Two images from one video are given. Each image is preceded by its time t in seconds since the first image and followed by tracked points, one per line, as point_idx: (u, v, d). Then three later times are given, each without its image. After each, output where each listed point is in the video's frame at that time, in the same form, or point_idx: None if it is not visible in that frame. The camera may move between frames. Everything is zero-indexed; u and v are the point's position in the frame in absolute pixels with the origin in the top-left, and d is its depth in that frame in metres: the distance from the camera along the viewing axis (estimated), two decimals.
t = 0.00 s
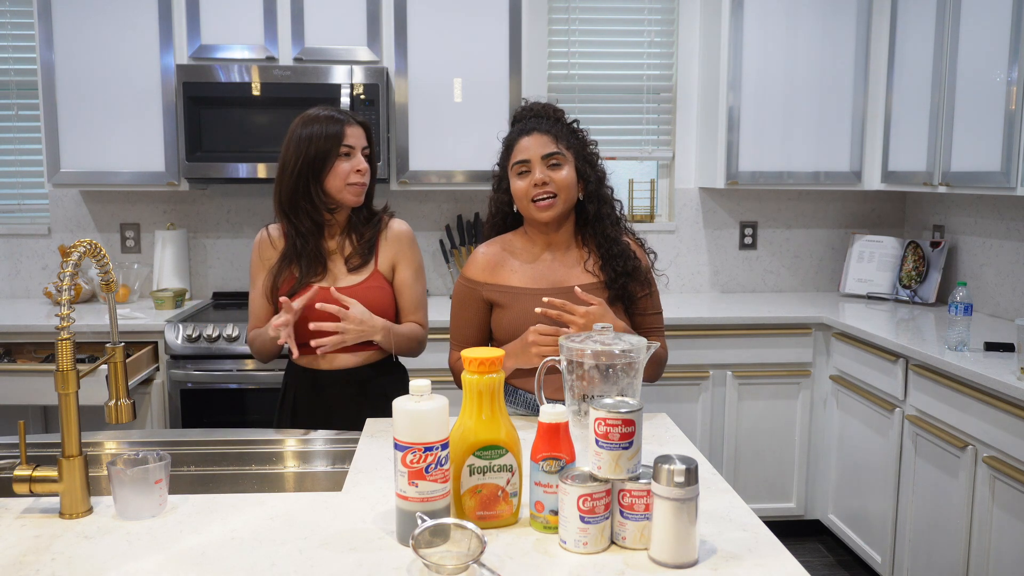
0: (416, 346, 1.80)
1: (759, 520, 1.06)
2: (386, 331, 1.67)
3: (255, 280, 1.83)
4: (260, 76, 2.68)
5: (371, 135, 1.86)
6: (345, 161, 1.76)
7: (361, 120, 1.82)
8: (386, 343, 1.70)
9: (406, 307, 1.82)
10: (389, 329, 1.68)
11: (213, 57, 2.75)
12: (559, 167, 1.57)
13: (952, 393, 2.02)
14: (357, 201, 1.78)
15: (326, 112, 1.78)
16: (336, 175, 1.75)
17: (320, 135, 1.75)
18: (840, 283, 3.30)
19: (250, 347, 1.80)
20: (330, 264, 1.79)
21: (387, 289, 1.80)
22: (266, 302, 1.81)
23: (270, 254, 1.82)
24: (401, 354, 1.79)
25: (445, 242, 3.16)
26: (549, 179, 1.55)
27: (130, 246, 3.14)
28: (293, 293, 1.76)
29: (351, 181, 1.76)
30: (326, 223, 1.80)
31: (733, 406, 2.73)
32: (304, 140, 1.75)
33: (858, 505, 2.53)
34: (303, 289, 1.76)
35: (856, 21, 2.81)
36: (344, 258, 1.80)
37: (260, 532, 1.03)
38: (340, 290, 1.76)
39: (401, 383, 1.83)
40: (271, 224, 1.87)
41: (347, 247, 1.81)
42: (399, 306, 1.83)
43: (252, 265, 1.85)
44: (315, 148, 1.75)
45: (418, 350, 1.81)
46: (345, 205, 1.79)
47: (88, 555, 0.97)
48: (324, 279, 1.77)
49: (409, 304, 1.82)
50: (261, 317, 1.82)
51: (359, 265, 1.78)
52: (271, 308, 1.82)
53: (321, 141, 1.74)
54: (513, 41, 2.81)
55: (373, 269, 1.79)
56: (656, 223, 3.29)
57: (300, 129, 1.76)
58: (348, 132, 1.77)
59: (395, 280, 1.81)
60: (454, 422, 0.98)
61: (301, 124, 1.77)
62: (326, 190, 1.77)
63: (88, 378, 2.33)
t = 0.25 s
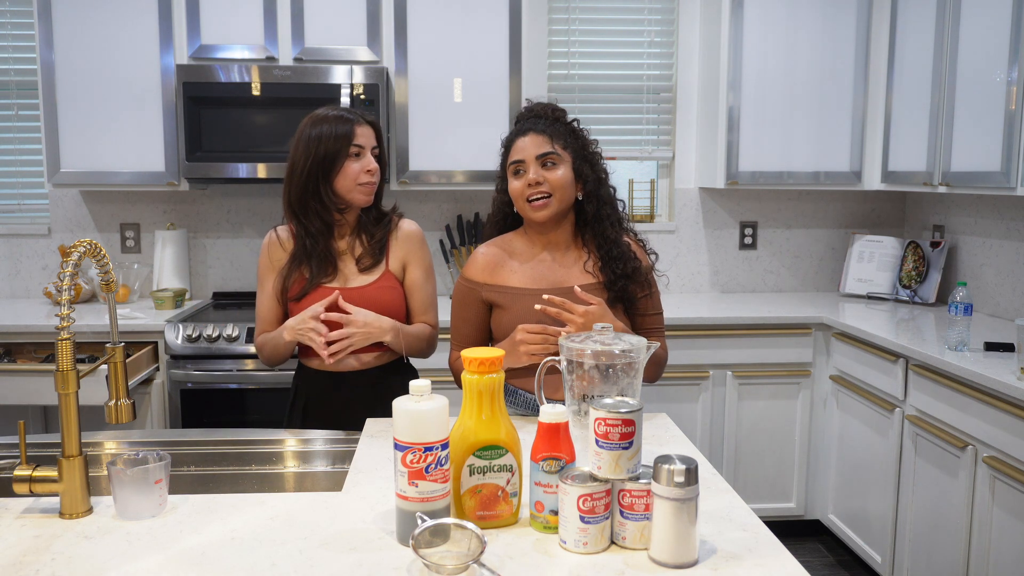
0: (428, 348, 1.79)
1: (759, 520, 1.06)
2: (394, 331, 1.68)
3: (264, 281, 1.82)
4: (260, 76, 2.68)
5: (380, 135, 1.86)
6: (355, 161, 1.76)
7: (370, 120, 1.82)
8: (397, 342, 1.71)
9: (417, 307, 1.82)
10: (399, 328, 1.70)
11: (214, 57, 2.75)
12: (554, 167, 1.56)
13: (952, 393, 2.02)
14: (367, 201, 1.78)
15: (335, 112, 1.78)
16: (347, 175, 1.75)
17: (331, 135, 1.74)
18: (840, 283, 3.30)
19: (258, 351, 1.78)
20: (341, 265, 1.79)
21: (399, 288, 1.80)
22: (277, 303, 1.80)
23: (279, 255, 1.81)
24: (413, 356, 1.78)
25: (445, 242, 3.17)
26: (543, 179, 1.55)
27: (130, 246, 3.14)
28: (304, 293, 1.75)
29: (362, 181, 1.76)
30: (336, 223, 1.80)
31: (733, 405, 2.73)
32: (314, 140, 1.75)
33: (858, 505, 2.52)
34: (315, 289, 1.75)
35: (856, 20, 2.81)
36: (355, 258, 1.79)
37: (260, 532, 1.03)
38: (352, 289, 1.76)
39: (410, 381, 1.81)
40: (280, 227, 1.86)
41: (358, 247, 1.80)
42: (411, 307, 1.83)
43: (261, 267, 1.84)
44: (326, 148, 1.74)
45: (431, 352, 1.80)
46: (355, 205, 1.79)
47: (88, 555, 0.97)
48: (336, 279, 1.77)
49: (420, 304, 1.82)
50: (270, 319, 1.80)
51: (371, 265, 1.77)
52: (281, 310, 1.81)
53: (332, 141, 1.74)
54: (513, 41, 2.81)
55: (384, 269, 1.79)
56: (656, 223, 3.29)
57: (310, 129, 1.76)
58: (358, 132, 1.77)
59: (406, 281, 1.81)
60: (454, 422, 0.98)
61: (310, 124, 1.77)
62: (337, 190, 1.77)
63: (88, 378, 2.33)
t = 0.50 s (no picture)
0: (445, 348, 1.78)
1: (760, 520, 1.06)
2: (402, 322, 1.64)
3: (274, 280, 1.80)
4: (260, 76, 2.68)
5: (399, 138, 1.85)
6: (376, 164, 1.75)
7: (391, 123, 1.81)
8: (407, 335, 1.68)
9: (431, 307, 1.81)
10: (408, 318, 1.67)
11: (214, 57, 2.75)
12: (572, 155, 1.51)
13: (952, 393, 2.01)
14: (386, 205, 1.78)
15: (357, 113, 1.77)
16: (368, 178, 1.74)
17: (354, 137, 1.73)
18: (839, 283, 3.30)
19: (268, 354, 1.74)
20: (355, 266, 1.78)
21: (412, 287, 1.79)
22: (288, 303, 1.78)
23: (292, 254, 1.79)
24: (427, 355, 1.76)
25: (445, 242, 3.16)
26: (558, 167, 1.53)
27: (130, 246, 3.14)
28: (317, 293, 1.73)
29: (382, 186, 1.75)
30: (352, 224, 1.79)
31: (733, 405, 2.73)
32: (336, 141, 1.73)
33: (858, 505, 2.52)
34: (328, 289, 1.73)
35: (856, 21, 2.81)
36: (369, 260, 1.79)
37: (260, 532, 1.03)
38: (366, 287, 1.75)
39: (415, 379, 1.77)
40: (292, 226, 1.85)
41: (372, 249, 1.80)
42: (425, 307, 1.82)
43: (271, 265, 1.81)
44: (347, 149, 1.73)
45: (445, 352, 1.79)
46: (374, 207, 1.78)
47: (88, 555, 0.97)
48: (350, 280, 1.76)
49: (433, 305, 1.81)
50: (280, 318, 1.78)
51: (386, 267, 1.77)
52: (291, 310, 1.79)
53: (354, 143, 1.73)
54: (513, 41, 2.81)
55: (399, 270, 1.79)
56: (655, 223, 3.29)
57: (331, 129, 1.74)
58: (382, 135, 1.75)
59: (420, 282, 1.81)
60: (454, 422, 0.98)
61: (330, 123, 1.76)
62: (356, 192, 1.76)
63: (88, 378, 2.33)
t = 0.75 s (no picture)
0: (446, 348, 1.78)
1: (760, 520, 1.06)
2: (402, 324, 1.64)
3: (276, 280, 1.80)
4: (260, 76, 2.68)
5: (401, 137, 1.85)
6: (379, 164, 1.75)
7: (394, 122, 1.81)
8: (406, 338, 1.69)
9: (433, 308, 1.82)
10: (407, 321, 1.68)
11: (214, 57, 2.75)
12: (586, 163, 1.48)
13: (952, 393, 2.02)
14: (388, 205, 1.78)
15: (359, 112, 1.76)
16: (371, 178, 1.74)
17: (357, 137, 1.73)
18: (839, 283, 3.30)
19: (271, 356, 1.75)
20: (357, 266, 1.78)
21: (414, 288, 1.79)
22: (290, 303, 1.78)
23: (295, 254, 1.79)
24: (429, 355, 1.76)
25: (445, 242, 3.17)
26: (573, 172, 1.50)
27: (130, 246, 3.14)
28: (319, 293, 1.74)
29: (384, 185, 1.75)
30: (354, 224, 1.79)
31: (733, 405, 2.73)
32: (339, 140, 1.73)
33: (858, 504, 2.52)
34: (330, 290, 1.74)
35: (856, 21, 2.81)
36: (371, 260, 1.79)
37: (260, 532, 1.03)
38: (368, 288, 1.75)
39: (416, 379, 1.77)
40: (293, 225, 1.85)
41: (374, 249, 1.80)
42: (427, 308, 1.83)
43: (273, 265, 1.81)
44: (349, 149, 1.73)
45: (446, 353, 1.79)
46: (376, 207, 1.78)
47: (88, 555, 0.97)
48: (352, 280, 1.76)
49: (435, 305, 1.82)
50: (282, 319, 1.78)
51: (388, 267, 1.77)
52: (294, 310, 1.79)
53: (356, 142, 1.73)
54: (513, 41, 2.81)
55: (401, 270, 1.79)
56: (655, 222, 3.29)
57: (334, 129, 1.74)
58: (384, 135, 1.75)
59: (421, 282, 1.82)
60: (454, 422, 0.98)
61: (333, 123, 1.75)
62: (358, 192, 1.76)
63: (88, 378, 2.33)
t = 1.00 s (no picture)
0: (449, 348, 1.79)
1: (759, 520, 1.06)
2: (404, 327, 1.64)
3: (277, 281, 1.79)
4: (260, 76, 2.68)
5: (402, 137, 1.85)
6: (379, 164, 1.75)
7: (394, 122, 1.81)
8: (409, 341, 1.69)
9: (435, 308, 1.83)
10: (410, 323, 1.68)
11: (214, 57, 2.75)
12: (586, 174, 1.47)
13: (952, 393, 2.02)
14: (389, 205, 1.78)
15: (360, 112, 1.76)
16: (371, 178, 1.74)
17: (357, 137, 1.73)
18: (839, 283, 3.30)
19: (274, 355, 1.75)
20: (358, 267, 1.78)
21: (416, 289, 1.79)
22: (291, 303, 1.78)
23: (295, 254, 1.79)
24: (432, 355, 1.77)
25: (445, 242, 3.17)
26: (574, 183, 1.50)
27: (130, 246, 3.14)
28: (321, 294, 1.74)
29: (385, 185, 1.75)
30: (354, 224, 1.79)
31: (733, 405, 2.73)
32: (339, 140, 1.73)
33: (858, 504, 2.52)
34: (332, 290, 1.74)
35: (856, 21, 2.81)
36: (372, 260, 1.79)
37: (260, 532, 1.03)
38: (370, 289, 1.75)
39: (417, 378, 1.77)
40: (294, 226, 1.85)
41: (375, 249, 1.80)
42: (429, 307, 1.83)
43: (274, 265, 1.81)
44: (350, 149, 1.72)
45: (448, 353, 1.80)
46: (376, 207, 1.78)
47: (88, 555, 0.97)
48: (353, 281, 1.76)
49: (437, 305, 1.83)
50: (283, 320, 1.77)
51: (389, 267, 1.77)
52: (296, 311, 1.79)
53: (357, 142, 1.72)
54: (513, 40, 2.81)
55: (402, 270, 1.79)
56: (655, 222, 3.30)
57: (335, 129, 1.74)
58: (384, 135, 1.75)
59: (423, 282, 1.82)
60: (454, 422, 0.98)
61: (333, 123, 1.75)
62: (358, 192, 1.76)
63: (88, 378, 2.33)
